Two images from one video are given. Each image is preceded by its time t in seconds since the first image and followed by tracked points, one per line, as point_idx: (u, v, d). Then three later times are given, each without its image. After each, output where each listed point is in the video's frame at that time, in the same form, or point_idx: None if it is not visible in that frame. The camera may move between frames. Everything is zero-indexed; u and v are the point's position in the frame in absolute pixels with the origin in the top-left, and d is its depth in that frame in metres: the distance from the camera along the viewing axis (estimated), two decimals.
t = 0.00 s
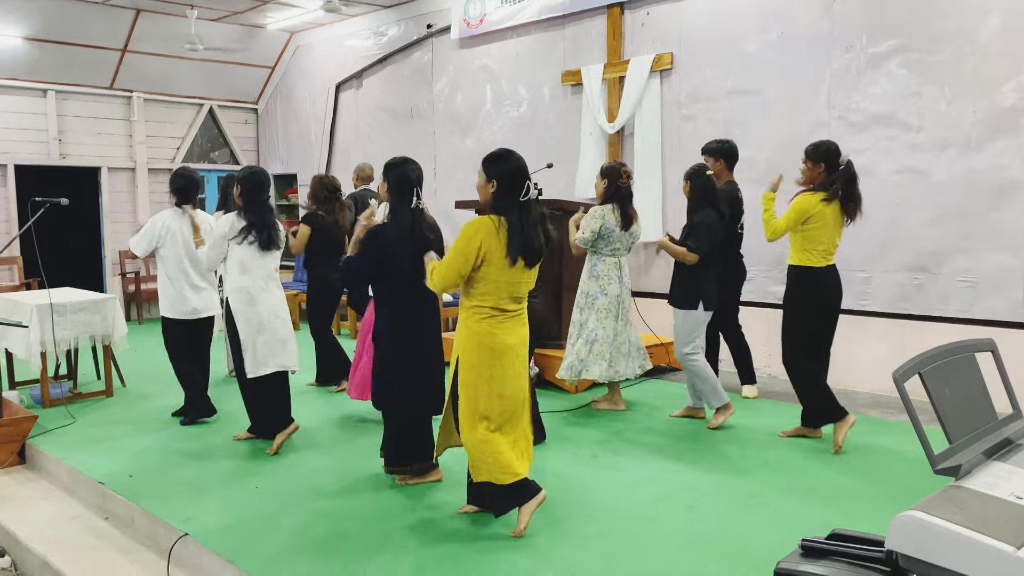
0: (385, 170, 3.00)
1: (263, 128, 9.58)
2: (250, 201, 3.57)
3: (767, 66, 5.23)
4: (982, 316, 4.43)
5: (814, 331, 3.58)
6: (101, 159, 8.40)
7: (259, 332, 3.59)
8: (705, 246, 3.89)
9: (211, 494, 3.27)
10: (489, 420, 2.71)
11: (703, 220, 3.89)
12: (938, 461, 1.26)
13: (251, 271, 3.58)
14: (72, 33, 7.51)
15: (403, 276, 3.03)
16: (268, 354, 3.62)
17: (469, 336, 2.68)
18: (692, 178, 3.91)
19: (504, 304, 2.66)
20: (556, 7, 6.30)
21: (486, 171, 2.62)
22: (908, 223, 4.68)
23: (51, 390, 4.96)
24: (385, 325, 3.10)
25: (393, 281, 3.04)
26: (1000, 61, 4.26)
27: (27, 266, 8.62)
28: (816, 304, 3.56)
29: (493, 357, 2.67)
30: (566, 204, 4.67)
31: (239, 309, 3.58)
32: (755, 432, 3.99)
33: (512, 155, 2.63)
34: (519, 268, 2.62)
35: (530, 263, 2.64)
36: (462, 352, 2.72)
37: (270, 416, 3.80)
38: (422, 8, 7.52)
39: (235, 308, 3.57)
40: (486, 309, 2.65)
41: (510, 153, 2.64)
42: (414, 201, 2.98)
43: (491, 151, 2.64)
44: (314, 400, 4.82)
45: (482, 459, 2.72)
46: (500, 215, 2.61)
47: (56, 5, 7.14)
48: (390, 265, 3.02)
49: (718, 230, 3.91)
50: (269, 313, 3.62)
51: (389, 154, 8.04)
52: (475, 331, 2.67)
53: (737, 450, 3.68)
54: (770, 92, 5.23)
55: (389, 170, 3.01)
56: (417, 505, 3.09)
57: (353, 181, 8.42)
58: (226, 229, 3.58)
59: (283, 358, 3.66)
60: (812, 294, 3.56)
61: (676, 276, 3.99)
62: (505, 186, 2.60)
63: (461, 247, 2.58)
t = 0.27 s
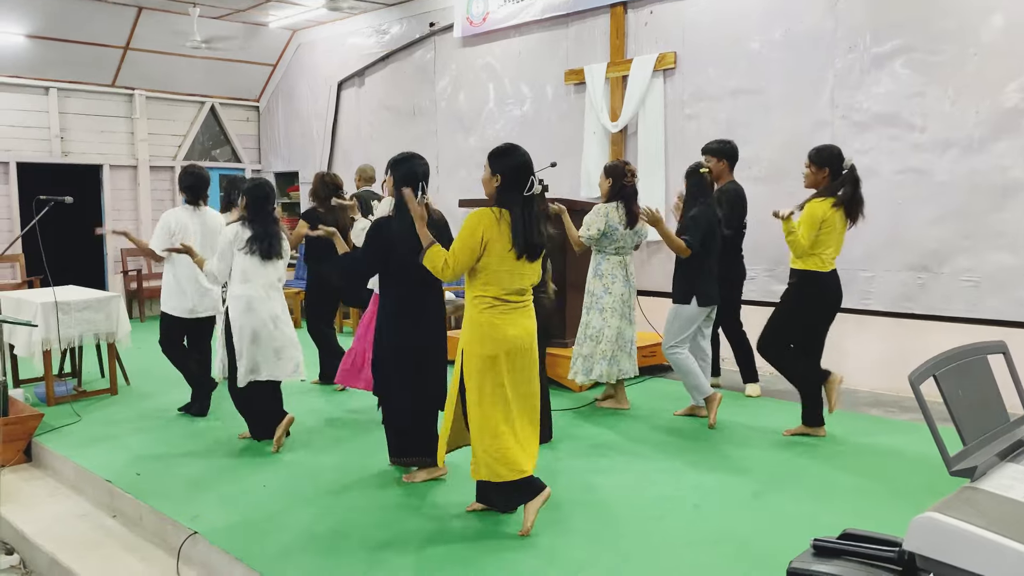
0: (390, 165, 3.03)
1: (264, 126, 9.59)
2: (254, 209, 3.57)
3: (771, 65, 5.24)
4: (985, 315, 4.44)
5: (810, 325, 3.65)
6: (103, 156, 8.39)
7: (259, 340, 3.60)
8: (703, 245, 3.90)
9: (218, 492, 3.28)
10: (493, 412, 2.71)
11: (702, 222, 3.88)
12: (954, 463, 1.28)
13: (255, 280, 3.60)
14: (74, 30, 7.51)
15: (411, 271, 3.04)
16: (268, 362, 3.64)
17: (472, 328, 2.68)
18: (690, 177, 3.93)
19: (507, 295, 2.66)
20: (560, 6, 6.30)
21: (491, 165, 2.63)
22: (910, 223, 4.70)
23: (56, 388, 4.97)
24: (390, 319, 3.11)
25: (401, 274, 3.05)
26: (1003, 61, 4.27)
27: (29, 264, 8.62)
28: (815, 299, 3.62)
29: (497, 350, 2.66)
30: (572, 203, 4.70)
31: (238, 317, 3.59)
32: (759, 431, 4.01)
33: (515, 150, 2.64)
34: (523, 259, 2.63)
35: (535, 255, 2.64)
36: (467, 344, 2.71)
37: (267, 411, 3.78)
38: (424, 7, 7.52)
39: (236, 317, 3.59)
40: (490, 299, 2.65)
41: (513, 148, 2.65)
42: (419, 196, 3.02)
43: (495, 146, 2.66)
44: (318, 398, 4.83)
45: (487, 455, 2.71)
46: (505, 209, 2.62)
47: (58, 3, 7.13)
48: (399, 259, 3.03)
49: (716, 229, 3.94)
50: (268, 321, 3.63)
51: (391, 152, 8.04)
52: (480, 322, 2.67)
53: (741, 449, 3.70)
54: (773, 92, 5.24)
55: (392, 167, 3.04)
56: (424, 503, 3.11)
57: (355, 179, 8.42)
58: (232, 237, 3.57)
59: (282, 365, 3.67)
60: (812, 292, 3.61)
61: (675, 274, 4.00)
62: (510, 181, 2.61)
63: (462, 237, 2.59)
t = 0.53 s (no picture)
0: (399, 169, 3.05)
1: (265, 122, 9.58)
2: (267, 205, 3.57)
3: (774, 62, 5.25)
4: (986, 312, 4.47)
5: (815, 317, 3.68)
6: (103, 152, 8.39)
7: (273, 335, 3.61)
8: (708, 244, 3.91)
9: (226, 486, 3.29)
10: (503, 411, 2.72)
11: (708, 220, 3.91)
12: (970, 455, 1.36)
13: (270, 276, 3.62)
14: (75, 25, 7.50)
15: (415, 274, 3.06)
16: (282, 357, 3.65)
17: (486, 328, 2.68)
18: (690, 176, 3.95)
19: (519, 295, 2.67)
20: (562, 3, 6.31)
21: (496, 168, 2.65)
22: (912, 220, 4.72)
23: (60, 383, 4.97)
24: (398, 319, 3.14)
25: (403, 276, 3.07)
26: (1005, 60, 4.29)
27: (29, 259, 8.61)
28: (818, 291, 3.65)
29: (512, 350, 2.68)
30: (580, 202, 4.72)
31: (253, 312, 3.58)
32: (763, 427, 4.03)
33: (519, 153, 2.65)
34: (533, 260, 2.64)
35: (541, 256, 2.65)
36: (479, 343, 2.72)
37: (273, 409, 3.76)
38: (426, 3, 7.52)
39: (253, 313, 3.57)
40: (503, 299, 2.66)
41: (517, 151, 2.66)
42: (429, 197, 3.02)
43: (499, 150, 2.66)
44: (322, 394, 4.84)
45: (494, 453, 2.72)
46: (509, 210, 2.63)
47: None
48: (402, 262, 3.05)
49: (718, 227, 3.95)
50: (280, 318, 3.64)
51: (392, 148, 8.05)
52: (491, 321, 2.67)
53: (745, 445, 3.72)
54: (775, 89, 5.26)
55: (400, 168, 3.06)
56: (431, 497, 3.13)
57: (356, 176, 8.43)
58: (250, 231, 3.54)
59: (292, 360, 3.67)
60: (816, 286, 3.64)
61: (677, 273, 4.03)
62: (514, 184, 2.62)
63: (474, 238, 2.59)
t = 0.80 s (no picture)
0: (398, 159, 3.06)
1: (263, 118, 9.57)
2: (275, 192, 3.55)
3: (774, 60, 5.26)
4: (986, 310, 4.48)
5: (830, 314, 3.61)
6: (101, 148, 8.37)
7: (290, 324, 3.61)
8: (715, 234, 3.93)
9: (229, 482, 3.30)
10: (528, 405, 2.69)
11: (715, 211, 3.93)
12: (976, 445, 1.43)
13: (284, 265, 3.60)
14: (73, 21, 7.48)
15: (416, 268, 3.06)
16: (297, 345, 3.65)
17: (506, 323, 2.66)
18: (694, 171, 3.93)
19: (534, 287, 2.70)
20: None
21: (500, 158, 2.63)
22: (912, 218, 4.74)
23: (59, 379, 4.96)
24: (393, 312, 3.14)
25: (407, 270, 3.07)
26: (1005, 58, 4.31)
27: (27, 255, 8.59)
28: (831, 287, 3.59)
29: (534, 343, 2.69)
30: (576, 197, 4.72)
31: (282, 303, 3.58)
32: (763, 423, 4.04)
33: (522, 142, 2.65)
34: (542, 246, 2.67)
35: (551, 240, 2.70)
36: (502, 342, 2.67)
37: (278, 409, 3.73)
38: None
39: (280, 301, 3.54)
40: (524, 291, 2.66)
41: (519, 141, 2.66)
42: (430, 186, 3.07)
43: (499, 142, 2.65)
44: (322, 390, 4.84)
45: (526, 449, 2.71)
46: (522, 201, 2.64)
47: None
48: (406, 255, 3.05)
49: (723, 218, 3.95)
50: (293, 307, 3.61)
51: (392, 145, 8.05)
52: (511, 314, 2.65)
53: (746, 442, 3.73)
54: (776, 87, 5.27)
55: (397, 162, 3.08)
56: (434, 493, 3.14)
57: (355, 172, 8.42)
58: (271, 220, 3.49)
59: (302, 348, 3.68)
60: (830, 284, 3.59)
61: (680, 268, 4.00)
62: (523, 173, 2.63)
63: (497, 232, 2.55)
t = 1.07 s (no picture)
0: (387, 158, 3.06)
1: (260, 115, 9.56)
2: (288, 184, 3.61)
3: (772, 58, 5.28)
4: (983, 308, 4.50)
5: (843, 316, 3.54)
6: (98, 144, 8.35)
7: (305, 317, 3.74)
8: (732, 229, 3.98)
9: (229, 477, 3.30)
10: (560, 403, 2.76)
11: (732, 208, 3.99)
12: (978, 441, 1.45)
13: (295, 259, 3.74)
14: (70, 17, 7.47)
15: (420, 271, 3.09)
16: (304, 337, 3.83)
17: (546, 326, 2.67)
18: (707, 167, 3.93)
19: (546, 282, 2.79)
20: None
21: (522, 154, 2.62)
22: (909, 216, 4.75)
23: (57, 375, 4.96)
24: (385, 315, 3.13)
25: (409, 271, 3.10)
26: (1002, 58, 4.32)
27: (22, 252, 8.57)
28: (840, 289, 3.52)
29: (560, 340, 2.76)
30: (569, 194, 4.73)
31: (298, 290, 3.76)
32: (761, 421, 4.06)
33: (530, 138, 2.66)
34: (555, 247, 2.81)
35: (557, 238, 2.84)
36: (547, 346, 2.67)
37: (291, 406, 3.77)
38: None
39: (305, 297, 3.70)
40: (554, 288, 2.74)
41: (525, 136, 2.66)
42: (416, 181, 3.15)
43: (514, 139, 2.63)
44: (320, 386, 4.84)
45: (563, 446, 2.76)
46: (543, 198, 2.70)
47: None
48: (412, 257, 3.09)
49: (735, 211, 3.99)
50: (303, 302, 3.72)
51: (389, 142, 8.04)
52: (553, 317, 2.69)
53: (744, 439, 3.74)
54: (773, 85, 5.28)
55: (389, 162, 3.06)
56: (435, 488, 3.14)
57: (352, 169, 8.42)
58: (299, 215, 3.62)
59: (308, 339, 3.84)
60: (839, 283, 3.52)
61: (693, 269, 4.01)
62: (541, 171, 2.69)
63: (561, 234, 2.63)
